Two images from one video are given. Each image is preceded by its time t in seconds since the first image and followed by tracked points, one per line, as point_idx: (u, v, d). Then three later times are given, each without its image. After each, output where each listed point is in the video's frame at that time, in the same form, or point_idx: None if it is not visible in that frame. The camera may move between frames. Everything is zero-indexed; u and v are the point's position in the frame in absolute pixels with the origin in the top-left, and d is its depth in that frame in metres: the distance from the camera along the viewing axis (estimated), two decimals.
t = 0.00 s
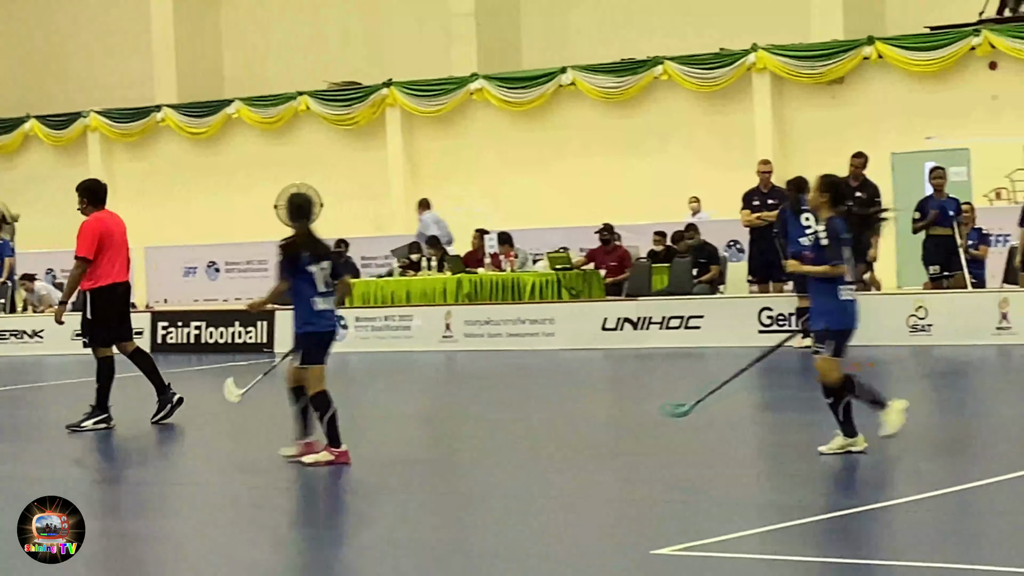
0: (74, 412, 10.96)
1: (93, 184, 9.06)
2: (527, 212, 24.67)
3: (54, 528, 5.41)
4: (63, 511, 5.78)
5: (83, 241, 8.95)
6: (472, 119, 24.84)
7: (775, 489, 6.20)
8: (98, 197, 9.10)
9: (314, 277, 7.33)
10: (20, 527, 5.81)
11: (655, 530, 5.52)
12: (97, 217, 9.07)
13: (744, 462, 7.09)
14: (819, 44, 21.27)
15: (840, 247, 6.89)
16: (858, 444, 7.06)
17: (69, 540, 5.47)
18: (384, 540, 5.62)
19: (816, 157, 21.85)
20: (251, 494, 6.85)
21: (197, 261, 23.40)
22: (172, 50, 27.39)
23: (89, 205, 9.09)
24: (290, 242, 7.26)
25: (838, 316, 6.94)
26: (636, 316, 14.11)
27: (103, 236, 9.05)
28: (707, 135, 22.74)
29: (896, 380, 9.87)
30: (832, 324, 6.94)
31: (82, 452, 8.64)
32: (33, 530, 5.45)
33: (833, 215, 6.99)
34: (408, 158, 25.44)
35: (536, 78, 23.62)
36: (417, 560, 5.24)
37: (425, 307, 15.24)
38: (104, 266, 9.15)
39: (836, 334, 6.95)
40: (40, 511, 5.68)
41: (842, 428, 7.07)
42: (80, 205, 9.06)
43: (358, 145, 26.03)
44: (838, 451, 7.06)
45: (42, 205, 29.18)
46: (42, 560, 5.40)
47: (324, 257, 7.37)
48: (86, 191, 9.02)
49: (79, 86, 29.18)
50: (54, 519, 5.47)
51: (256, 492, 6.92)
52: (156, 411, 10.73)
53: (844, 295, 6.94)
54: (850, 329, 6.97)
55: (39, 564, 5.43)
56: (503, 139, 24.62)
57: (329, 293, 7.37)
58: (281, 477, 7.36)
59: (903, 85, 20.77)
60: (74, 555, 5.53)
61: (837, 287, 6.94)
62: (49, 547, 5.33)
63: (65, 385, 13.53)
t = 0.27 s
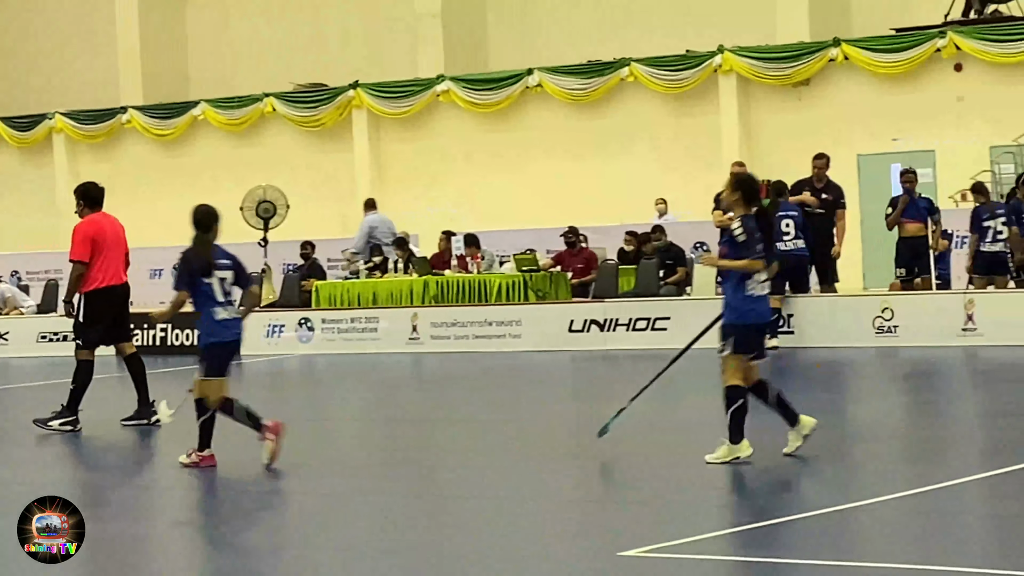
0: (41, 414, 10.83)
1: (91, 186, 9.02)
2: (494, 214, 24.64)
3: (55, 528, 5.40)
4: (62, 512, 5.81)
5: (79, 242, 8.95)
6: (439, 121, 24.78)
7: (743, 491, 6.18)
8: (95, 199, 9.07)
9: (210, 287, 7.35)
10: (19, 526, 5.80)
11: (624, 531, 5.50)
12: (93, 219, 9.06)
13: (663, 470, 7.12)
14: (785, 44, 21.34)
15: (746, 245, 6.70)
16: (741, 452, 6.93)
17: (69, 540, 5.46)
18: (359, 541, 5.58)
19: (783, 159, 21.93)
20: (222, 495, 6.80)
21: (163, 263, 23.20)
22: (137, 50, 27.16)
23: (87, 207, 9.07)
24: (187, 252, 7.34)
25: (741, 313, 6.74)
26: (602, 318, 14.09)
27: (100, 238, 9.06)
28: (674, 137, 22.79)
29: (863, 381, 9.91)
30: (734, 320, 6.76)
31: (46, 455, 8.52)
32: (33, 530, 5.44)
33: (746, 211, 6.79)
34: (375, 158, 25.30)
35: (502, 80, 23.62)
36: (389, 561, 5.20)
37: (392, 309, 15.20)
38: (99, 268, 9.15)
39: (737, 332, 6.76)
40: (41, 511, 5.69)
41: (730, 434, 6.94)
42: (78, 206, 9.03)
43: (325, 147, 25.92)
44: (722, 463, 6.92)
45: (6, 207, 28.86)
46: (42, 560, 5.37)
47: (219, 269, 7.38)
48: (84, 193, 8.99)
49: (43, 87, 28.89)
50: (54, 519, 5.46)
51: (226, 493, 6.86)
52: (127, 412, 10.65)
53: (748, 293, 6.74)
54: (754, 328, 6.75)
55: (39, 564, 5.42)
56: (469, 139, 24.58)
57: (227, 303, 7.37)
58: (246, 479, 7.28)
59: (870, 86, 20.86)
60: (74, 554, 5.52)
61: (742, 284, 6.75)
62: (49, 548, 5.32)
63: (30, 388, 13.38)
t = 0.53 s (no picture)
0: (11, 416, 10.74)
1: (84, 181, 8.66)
2: (466, 215, 24.58)
3: (55, 528, 5.37)
4: (62, 511, 5.75)
5: (74, 237, 8.68)
6: (409, 122, 24.72)
7: (717, 492, 6.16)
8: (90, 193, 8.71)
9: (125, 291, 7.27)
10: (20, 526, 5.75)
11: (598, 532, 5.48)
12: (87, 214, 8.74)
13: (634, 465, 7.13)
14: (755, 46, 21.41)
15: (661, 253, 6.79)
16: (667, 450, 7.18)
17: (69, 540, 5.44)
18: (338, 543, 5.54)
19: (752, 161, 22.02)
20: (197, 497, 6.76)
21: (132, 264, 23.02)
22: (105, 50, 26.94)
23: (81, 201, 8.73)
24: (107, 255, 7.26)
25: (662, 321, 6.80)
26: (573, 319, 14.02)
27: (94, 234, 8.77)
28: (644, 139, 22.83)
29: (835, 383, 9.93)
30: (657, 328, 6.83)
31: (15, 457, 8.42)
32: (33, 530, 5.41)
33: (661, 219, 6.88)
34: (346, 160, 25.23)
35: (472, 81, 23.58)
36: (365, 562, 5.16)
37: (362, 310, 15.15)
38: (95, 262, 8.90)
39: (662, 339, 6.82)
40: (41, 510, 5.64)
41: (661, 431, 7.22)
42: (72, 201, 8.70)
43: (296, 148, 25.80)
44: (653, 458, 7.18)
45: None
46: (42, 560, 5.36)
47: (135, 271, 7.31)
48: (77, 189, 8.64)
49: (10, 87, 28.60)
50: (54, 519, 5.43)
51: (200, 495, 6.80)
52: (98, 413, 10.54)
53: (669, 300, 6.80)
54: (679, 334, 6.79)
55: (39, 563, 5.40)
56: (440, 141, 24.54)
57: (139, 306, 7.30)
58: (216, 481, 7.20)
59: (841, 87, 20.97)
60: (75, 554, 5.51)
61: (665, 291, 6.81)
62: (49, 548, 5.30)
63: None
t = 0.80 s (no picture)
0: None
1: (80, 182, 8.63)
2: (440, 217, 24.54)
3: (54, 528, 5.46)
4: (64, 511, 5.81)
5: (65, 233, 8.65)
6: (383, 123, 24.68)
7: (694, 494, 6.16)
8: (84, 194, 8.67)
9: (35, 295, 7.25)
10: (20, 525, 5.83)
11: (573, 534, 5.45)
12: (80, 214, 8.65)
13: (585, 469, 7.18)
14: (729, 48, 21.47)
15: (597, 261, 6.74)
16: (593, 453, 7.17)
17: (69, 539, 5.50)
18: (322, 544, 5.50)
19: (726, 163, 22.09)
20: (180, 498, 6.71)
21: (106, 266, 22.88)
22: (77, 51, 26.76)
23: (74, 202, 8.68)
24: (15, 258, 7.23)
25: (597, 328, 6.81)
26: (547, 320, 13.98)
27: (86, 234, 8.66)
28: (618, 141, 22.86)
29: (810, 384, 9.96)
30: (591, 335, 6.83)
31: None
32: (33, 530, 5.50)
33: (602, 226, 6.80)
34: (319, 161, 25.15)
35: (446, 83, 23.53)
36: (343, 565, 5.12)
37: (335, 312, 15.07)
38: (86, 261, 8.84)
39: (593, 347, 6.84)
40: (43, 512, 5.73)
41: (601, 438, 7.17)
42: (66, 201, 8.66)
43: (269, 149, 25.71)
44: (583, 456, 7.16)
45: None
46: (40, 561, 5.36)
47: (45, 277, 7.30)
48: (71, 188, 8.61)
49: None
50: (56, 522, 5.53)
51: (180, 497, 6.75)
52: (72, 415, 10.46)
53: (604, 309, 6.80)
54: (610, 343, 6.81)
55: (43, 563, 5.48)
56: (414, 142, 24.50)
57: (49, 310, 7.30)
58: (191, 483, 7.16)
59: (815, 89, 21.06)
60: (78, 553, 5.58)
61: (600, 300, 6.80)
62: (49, 547, 5.34)
63: None
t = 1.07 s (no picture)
0: None
1: (72, 182, 8.60)
2: (417, 219, 24.50)
3: (55, 528, 5.36)
4: (64, 510, 5.72)
5: (64, 235, 8.44)
6: (359, 124, 24.67)
7: (672, 494, 6.15)
8: (77, 196, 8.64)
9: None
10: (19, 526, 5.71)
11: (551, 535, 5.43)
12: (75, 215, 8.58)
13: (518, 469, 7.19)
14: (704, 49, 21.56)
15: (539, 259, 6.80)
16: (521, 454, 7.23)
17: (69, 539, 5.40)
18: (307, 546, 5.46)
19: (702, 164, 22.16)
20: (166, 499, 6.67)
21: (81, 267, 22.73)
22: (51, 52, 26.60)
23: (66, 204, 8.60)
24: None
25: (538, 326, 6.83)
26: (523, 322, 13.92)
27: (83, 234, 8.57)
28: (594, 142, 22.88)
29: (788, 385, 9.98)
30: (532, 332, 6.85)
31: None
32: (32, 530, 5.39)
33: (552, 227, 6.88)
34: (295, 162, 25.07)
35: (423, 84, 23.56)
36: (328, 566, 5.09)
37: (312, 314, 15.05)
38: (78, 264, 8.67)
39: (532, 343, 6.86)
40: (41, 509, 5.61)
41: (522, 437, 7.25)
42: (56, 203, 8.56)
43: (246, 151, 25.64)
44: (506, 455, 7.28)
45: None
46: (41, 560, 5.30)
47: None
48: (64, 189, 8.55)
49: None
50: (53, 520, 5.43)
51: (164, 498, 6.71)
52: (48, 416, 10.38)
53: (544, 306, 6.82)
54: (548, 341, 6.81)
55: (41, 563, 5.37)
56: (390, 143, 24.46)
57: None
58: (169, 485, 7.11)
59: (790, 91, 21.16)
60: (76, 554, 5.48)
61: (542, 298, 6.84)
62: (49, 547, 5.26)
63: None
